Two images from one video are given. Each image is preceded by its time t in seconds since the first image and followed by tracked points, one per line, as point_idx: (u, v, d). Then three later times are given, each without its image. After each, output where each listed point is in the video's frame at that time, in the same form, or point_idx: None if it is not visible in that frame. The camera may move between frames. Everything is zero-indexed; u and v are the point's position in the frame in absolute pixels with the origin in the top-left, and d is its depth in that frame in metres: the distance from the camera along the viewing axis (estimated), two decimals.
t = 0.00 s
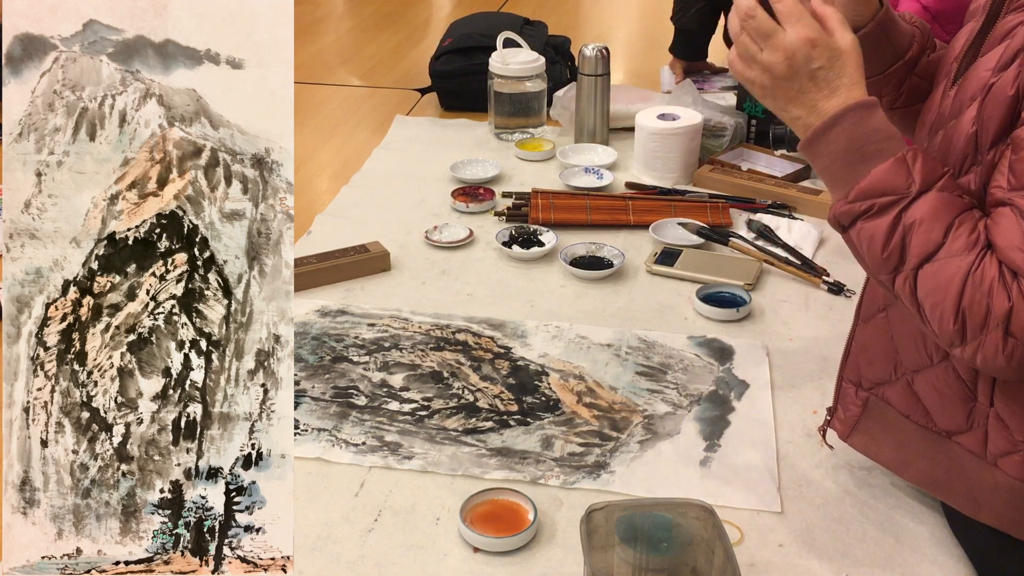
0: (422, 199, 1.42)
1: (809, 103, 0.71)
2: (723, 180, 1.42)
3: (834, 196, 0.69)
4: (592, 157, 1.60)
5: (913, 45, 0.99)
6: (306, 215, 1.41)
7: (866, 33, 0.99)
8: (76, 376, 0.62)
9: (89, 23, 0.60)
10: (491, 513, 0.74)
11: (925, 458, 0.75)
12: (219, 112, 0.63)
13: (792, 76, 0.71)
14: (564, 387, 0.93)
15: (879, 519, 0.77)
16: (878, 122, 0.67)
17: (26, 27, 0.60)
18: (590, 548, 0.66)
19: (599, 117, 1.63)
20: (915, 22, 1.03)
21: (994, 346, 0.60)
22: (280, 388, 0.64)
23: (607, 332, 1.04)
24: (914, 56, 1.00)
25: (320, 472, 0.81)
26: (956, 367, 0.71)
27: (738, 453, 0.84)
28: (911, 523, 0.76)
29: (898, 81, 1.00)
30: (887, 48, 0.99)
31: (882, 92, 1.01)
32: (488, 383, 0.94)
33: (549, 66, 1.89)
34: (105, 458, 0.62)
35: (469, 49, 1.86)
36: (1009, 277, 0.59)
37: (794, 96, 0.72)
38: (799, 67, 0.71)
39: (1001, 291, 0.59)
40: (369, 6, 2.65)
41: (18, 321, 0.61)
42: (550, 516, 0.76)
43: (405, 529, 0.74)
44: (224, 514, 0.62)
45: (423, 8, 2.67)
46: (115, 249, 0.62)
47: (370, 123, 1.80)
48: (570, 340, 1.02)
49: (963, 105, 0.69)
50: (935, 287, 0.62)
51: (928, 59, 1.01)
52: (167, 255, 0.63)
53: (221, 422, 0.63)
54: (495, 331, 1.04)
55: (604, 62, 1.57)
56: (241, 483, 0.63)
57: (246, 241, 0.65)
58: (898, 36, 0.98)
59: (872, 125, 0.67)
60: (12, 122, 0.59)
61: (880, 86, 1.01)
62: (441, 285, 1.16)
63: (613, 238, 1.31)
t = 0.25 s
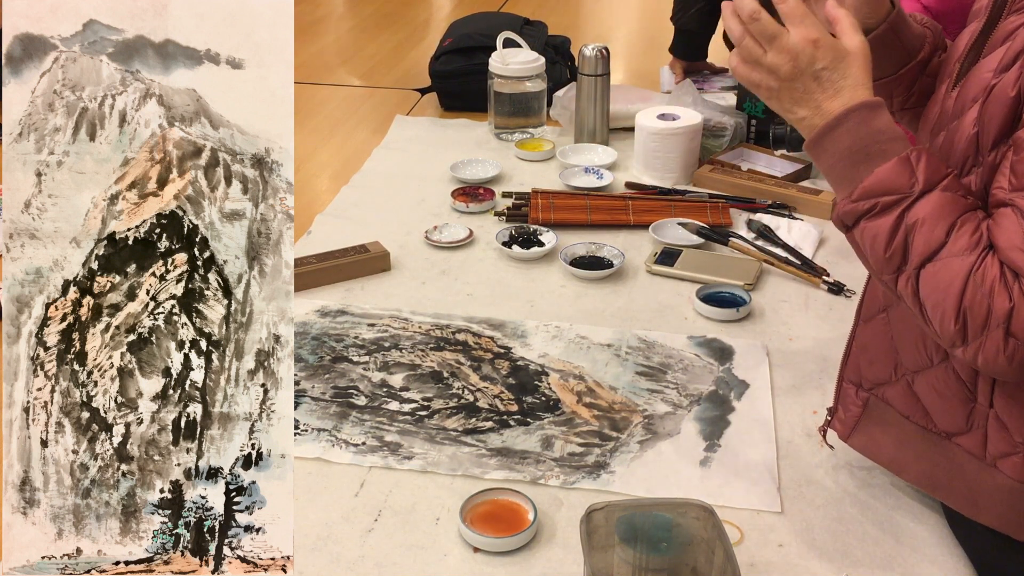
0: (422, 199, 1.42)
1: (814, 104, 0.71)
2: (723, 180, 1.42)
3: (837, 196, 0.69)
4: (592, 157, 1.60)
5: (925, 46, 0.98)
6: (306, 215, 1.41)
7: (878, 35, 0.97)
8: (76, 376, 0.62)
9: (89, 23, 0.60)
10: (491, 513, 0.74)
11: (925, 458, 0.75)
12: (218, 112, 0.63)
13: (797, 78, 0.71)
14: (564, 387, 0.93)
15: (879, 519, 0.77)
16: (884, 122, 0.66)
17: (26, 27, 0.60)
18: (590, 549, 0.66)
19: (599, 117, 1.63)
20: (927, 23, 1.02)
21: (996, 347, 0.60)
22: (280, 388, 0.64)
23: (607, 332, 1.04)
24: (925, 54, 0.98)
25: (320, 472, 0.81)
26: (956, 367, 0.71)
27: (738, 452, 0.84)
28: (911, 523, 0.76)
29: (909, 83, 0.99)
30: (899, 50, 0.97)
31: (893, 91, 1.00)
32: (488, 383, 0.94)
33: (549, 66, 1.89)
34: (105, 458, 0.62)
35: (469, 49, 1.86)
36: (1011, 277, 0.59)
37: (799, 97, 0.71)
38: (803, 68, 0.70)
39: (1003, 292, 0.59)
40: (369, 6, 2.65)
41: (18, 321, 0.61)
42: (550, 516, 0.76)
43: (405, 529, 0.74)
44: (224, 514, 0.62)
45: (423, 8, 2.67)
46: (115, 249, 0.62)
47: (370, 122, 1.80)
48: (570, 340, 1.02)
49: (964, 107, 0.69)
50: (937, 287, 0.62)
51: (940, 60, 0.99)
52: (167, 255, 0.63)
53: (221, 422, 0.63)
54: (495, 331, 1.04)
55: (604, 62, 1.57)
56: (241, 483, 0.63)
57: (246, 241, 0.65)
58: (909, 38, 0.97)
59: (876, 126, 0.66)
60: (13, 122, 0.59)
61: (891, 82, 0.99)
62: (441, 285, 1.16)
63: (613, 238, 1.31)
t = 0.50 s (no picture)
0: (422, 199, 1.42)
1: (817, 92, 0.70)
2: (723, 181, 1.42)
3: (838, 185, 0.69)
4: (592, 157, 1.60)
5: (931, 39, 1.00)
6: (306, 215, 1.41)
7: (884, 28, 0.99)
8: (76, 376, 0.62)
9: (89, 23, 0.60)
10: (491, 513, 0.74)
11: (929, 464, 0.75)
12: (219, 112, 0.63)
13: (800, 64, 0.70)
14: (564, 387, 0.93)
15: (879, 519, 0.77)
16: (887, 111, 0.67)
17: (26, 27, 0.60)
18: (590, 549, 0.66)
19: (599, 117, 1.63)
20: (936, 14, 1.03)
21: (992, 340, 0.60)
22: (280, 388, 0.64)
23: (607, 332, 1.04)
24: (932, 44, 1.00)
25: (320, 472, 0.81)
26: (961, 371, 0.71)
27: (738, 453, 0.84)
28: (912, 523, 0.76)
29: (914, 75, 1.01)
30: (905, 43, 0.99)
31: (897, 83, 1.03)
32: (488, 383, 0.94)
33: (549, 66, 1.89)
34: (105, 458, 0.62)
35: (469, 49, 1.86)
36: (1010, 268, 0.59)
37: (802, 85, 0.71)
38: (808, 55, 0.69)
39: (1002, 282, 0.59)
40: (369, 6, 2.65)
41: (18, 321, 0.61)
42: (551, 516, 0.76)
43: (405, 529, 0.74)
44: (224, 514, 0.62)
45: (423, 8, 2.67)
46: (115, 249, 0.62)
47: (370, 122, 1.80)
48: (571, 340, 1.02)
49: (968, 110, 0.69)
50: (934, 277, 0.62)
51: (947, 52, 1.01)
52: (167, 255, 0.63)
53: (221, 422, 0.63)
54: (495, 331, 1.04)
55: (604, 62, 1.57)
56: (241, 483, 0.63)
57: (246, 242, 0.65)
58: (915, 31, 0.99)
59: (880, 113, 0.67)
60: (12, 122, 0.59)
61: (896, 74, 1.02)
62: (441, 285, 1.16)
63: (613, 238, 1.31)
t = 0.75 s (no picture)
0: (422, 199, 1.43)
1: (796, 76, 0.70)
2: (723, 181, 1.42)
3: (817, 173, 0.69)
4: (592, 157, 1.59)
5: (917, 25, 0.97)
6: (306, 215, 1.41)
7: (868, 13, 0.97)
8: (76, 376, 0.62)
9: (89, 23, 0.60)
10: (490, 514, 0.74)
11: (930, 464, 0.75)
12: (219, 112, 0.63)
13: (779, 48, 0.70)
14: (564, 387, 0.93)
15: (879, 519, 0.77)
16: (867, 100, 0.67)
17: (26, 27, 0.60)
18: (590, 549, 0.66)
19: (599, 117, 1.63)
20: None
21: (973, 329, 0.60)
22: (280, 388, 0.64)
23: (607, 333, 1.04)
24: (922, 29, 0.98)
25: (320, 473, 0.81)
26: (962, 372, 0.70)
27: (738, 453, 0.84)
28: (911, 522, 0.76)
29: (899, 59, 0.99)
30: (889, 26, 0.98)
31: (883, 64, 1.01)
32: (488, 383, 0.94)
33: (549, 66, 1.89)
34: (105, 458, 0.62)
35: (469, 49, 1.86)
36: (996, 258, 0.59)
37: (781, 70, 0.70)
38: (787, 39, 0.70)
39: (987, 271, 0.59)
40: (369, 6, 2.65)
41: (18, 321, 0.61)
42: (551, 516, 0.76)
43: (405, 529, 0.74)
44: (224, 514, 0.62)
45: (423, 8, 2.67)
46: (115, 249, 0.62)
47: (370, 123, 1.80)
48: (571, 340, 1.02)
49: (968, 113, 0.69)
50: (916, 266, 0.62)
51: (935, 40, 0.98)
52: (167, 255, 0.63)
53: (221, 422, 0.63)
54: (495, 331, 1.04)
55: (604, 62, 1.57)
56: (241, 483, 0.63)
57: (246, 242, 0.65)
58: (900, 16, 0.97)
59: (859, 102, 0.67)
60: (12, 122, 0.60)
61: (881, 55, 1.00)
62: (441, 285, 1.16)
63: (613, 238, 1.31)
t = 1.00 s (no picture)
0: (422, 199, 1.43)
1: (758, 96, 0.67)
2: (722, 180, 1.42)
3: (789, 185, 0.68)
4: (592, 157, 1.59)
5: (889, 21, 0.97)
6: (306, 215, 1.42)
7: (838, 11, 0.96)
8: (76, 376, 0.62)
9: (89, 23, 0.60)
10: (491, 514, 0.74)
11: (926, 462, 0.75)
12: (218, 112, 0.63)
13: (738, 67, 0.66)
14: (564, 387, 0.93)
15: (879, 519, 0.77)
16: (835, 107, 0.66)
17: (26, 27, 0.60)
18: (590, 549, 0.66)
19: (599, 117, 1.63)
20: None
21: (967, 329, 0.60)
22: (280, 388, 0.64)
23: (607, 333, 1.04)
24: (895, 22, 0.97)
25: (321, 473, 0.81)
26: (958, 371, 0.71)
27: (738, 453, 0.84)
28: (911, 523, 0.76)
29: (874, 53, 0.99)
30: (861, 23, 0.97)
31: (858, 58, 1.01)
32: (488, 383, 0.94)
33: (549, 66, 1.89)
34: (105, 458, 0.62)
35: (469, 49, 1.86)
36: (986, 257, 0.59)
37: (742, 88, 0.67)
38: (745, 57, 0.66)
39: (976, 272, 0.59)
40: (369, 6, 2.65)
41: (18, 321, 0.61)
42: (551, 517, 0.76)
43: (406, 529, 0.74)
44: (224, 514, 0.62)
45: (423, 8, 2.67)
46: (115, 249, 0.62)
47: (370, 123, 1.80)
48: (571, 340, 1.02)
49: (970, 112, 0.69)
50: (904, 271, 0.62)
51: (910, 33, 0.97)
52: (167, 255, 0.63)
53: (221, 422, 0.63)
54: (495, 331, 1.04)
55: (604, 62, 1.57)
56: (241, 483, 0.63)
57: (246, 241, 0.65)
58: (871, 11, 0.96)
59: (825, 112, 0.65)
60: (13, 122, 0.60)
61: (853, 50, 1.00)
62: (441, 285, 1.16)
63: (613, 239, 1.31)
